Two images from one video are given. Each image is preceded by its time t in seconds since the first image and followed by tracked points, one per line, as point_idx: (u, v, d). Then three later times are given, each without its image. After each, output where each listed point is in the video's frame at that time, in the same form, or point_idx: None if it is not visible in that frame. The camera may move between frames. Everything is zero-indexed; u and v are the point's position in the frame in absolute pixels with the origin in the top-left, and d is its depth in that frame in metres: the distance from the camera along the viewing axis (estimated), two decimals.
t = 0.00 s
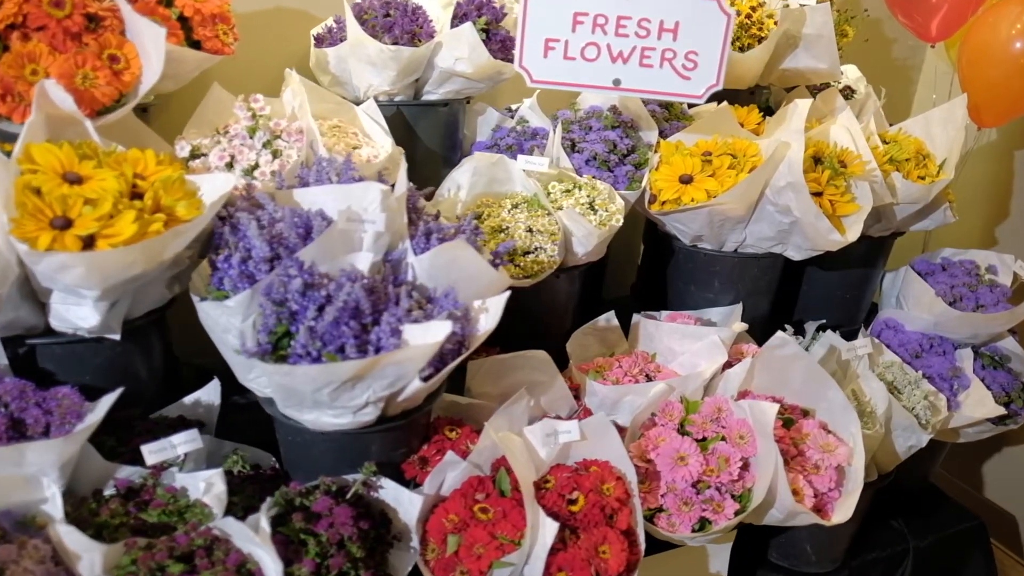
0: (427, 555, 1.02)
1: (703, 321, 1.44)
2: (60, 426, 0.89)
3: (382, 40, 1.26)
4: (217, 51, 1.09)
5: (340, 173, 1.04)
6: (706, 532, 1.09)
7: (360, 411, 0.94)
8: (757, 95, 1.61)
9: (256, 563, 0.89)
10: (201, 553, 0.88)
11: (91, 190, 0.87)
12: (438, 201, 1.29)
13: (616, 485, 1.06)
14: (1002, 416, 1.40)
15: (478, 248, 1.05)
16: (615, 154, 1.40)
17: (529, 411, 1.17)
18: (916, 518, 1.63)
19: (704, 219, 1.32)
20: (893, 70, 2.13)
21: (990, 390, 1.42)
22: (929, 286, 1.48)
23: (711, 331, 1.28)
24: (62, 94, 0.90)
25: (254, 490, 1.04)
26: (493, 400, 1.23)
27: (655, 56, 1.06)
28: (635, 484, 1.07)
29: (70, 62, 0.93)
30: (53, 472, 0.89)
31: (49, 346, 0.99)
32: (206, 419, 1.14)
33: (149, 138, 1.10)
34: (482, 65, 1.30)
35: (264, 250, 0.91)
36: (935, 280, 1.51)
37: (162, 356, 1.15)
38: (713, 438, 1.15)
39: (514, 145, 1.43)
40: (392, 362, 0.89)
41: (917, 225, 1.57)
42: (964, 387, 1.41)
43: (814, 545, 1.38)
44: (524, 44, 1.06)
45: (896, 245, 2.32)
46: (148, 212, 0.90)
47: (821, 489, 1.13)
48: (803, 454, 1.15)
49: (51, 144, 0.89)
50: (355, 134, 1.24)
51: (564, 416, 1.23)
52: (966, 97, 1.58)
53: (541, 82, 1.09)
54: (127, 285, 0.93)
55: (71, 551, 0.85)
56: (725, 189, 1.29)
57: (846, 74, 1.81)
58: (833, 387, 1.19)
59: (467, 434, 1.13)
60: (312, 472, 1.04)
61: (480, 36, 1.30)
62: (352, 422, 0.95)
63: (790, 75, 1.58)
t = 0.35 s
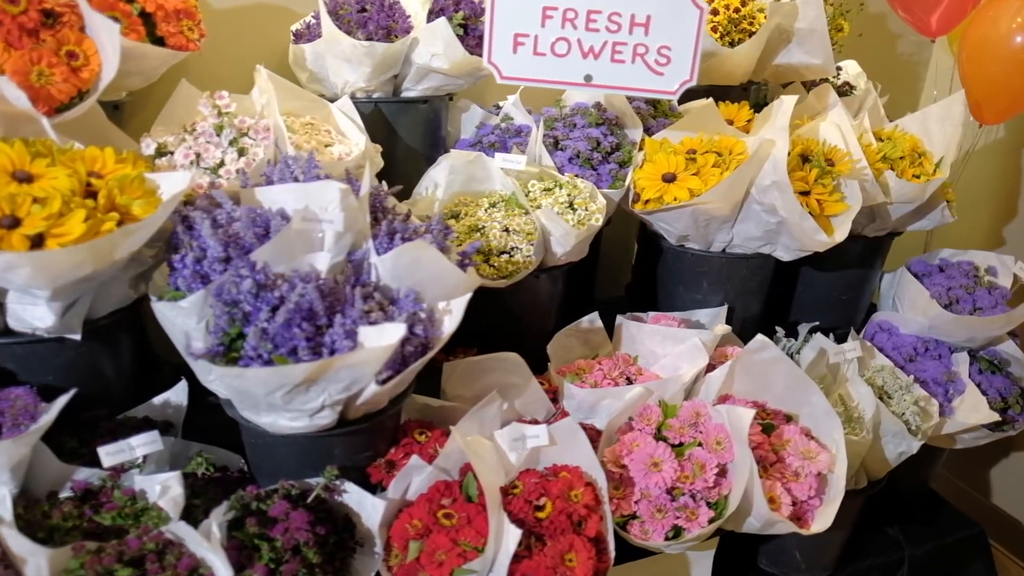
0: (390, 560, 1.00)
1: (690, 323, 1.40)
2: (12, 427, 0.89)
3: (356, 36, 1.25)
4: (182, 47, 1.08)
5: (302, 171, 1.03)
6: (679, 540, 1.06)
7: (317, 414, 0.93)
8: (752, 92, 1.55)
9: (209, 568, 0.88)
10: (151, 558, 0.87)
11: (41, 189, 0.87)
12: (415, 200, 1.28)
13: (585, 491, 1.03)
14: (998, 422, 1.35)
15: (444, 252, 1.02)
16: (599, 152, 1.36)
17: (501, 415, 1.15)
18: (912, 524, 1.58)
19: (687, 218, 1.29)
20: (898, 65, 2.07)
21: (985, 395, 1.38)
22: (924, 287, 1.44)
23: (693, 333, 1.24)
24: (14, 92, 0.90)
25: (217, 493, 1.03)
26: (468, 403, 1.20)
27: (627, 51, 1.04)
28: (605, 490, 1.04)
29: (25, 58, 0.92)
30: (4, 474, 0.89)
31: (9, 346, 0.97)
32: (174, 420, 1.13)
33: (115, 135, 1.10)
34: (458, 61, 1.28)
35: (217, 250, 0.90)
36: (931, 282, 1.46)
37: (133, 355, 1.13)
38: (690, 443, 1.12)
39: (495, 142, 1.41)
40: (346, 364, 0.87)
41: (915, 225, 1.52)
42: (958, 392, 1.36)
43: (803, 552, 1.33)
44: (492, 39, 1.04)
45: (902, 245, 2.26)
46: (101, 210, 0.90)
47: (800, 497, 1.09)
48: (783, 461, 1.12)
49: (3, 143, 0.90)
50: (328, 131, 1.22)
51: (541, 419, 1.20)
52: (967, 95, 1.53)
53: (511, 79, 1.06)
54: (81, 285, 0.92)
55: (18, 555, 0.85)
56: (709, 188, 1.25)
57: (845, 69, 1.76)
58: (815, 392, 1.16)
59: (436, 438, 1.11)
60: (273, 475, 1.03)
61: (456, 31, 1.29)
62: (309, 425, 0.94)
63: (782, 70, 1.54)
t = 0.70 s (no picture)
0: (352, 566, 0.99)
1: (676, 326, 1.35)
2: None
3: (331, 35, 1.24)
4: (150, 46, 1.09)
5: (268, 171, 1.02)
6: (650, 550, 1.03)
7: (274, 418, 0.92)
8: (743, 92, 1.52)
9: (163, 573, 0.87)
10: (104, 561, 0.86)
11: None
12: (392, 201, 1.27)
13: (551, 498, 1.01)
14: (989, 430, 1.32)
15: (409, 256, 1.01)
16: (581, 152, 1.34)
17: (472, 418, 1.13)
18: (906, 534, 1.53)
19: (669, 220, 1.27)
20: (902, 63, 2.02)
21: (977, 403, 1.34)
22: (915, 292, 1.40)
23: (671, 337, 1.22)
24: None
25: (181, 495, 1.03)
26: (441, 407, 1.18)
27: (596, 50, 1.03)
28: (572, 497, 1.02)
29: None
30: None
31: None
32: (144, 421, 1.12)
33: (84, 133, 1.11)
34: (433, 59, 1.27)
35: (173, 251, 0.90)
36: (923, 286, 1.42)
37: (107, 356, 1.12)
38: (664, 450, 1.09)
39: (475, 142, 1.39)
40: (300, 367, 0.86)
41: (908, 227, 1.48)
42: (947, 399, 1.33)
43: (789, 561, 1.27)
44: (460, 38, 1.02)
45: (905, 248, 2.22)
46: (59, 211, 0.90)
47: (775, 506, 1.07)
48: (758, 470, 1.09)
49: None
50: (302, 131, 1.21)
51: (516, 423, 1.18)
52: (963, 94, 1.50)
53: (481, 78, 1.05)
54: (38, 286, 0.92)
55: None
56: (689, 189, 1.23)
57: (842, 67, 1.72)
58: (793, 398, 1.13)
59: (405, 442, 1.08)
60: (236, 479, 1.02)
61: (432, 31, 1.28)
62: (267, 429, 0.93)
63: (772, 70, 1.51)
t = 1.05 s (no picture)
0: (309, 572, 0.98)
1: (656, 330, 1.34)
2: None
3: (303, 36, 1.23)
4: (117, 47, 1.09)
5: (229, 172, 1.02)
6: (612, 561, 1.01)
7: (226, 421, 0.91)
8: (727, 92, 1.50)
9: None
10: (53, 563, 0.87)
11: None
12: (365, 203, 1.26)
13: (511, 506, 0.99)
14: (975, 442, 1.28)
15: (367, 260, 0.99)
16: (558, 155, 1.32)
17: (437, 424, 1.12)
18: (893, 548, 1.46)
19: (646, 223, 1.24)
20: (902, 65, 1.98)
21: (963, 414, 1.30)
22: (901, 299, 1.37)
23: (643, 343, 1.19)
24: None
25: (140, 497, 1.03)
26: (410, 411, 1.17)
27: (561, 51, 1.02)
28: (533, 505, 1.00)
29: None
30: None
31: None
32: (112, 422, 1.12)
33: (54, 130, 1.09)
34: (406, 60, 1.27)
35: (126, 252, 0.89)
36: (911, 293, 1.39)
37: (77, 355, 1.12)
38: (630, 459, 1.08)
39: (453, 144, 1.37)
40: (249, 371, 0.86)
41: (897, 233, 1.45)
42: (932, 409, 1.30)
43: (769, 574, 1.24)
44: (423, 40, 1.01)
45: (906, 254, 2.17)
46: (15, 211, 0.90)
47: (743, 518, 1.04)
48: (727, 480, 1.07)
49: None
50: (273, 132, 1.21)
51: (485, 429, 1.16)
52: (955, 97, 1.48)
53: (445, 80, 1.04)
54: None
55: None
56: (665, 192, 1.21)
57: (835, 70, 1.69)
58: (764, 408, 1.10)
59: (368, 446, 1.08)
60: (193, 481, 1.01)
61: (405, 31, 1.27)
62: (220, 432, 0.93)
63: (759, 71, 1.48)
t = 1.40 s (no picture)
0: None
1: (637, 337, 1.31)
2: None
3: (279, 38, 1.23)
4: (88, 49, 1.10)
5: (195, 175, 1.01)
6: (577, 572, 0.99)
7: (183, 426, 0.91)
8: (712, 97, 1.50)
9: None
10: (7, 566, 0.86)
11: None
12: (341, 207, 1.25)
13: (474, 515, 0.98)
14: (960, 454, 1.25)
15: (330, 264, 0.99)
16: (537, 159, 1.31)
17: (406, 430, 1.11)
18: (880, 559, 1.43)
19: (623, 229, 1.23)
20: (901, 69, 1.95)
21: (949, 426, 1.28)
22: (887, 307, 1.33)
23: (618, 350, 1.18)
24: None
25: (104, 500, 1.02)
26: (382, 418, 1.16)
27: (528, 54, 1.01)
28: (496, 514, 0.99)
29: None
30: None
31: None
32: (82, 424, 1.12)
33: (24, 131, 1.09)
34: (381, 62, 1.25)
35: (84, 255, 0.89)
36: (897, 302, 1.36)
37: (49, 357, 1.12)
38: (599, 468, 1.06)
39: (433, 147, 1.36)
40: (203, 375, 0.85)
41: (885, 240, 1.42)
42: (917, 420, 1.27)
43: None
44: (390, 43, 1.00)
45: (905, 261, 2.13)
46: None
47: (712, 530, 1.02)
48: (697, 491, 1.05)
49: None
50: (248, 135, 1.20)
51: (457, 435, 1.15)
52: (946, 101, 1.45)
53: (413, 83, 1.03)
54: None
55: None
56: (641, 197, 1.19)
57: (828, 74, 1.67)
58: (737, 417, 1.09)
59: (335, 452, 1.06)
60: (156, 485, 1.01)
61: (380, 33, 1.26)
62: (178, 437, 0.93)
63: (745, 75, 1.47)
